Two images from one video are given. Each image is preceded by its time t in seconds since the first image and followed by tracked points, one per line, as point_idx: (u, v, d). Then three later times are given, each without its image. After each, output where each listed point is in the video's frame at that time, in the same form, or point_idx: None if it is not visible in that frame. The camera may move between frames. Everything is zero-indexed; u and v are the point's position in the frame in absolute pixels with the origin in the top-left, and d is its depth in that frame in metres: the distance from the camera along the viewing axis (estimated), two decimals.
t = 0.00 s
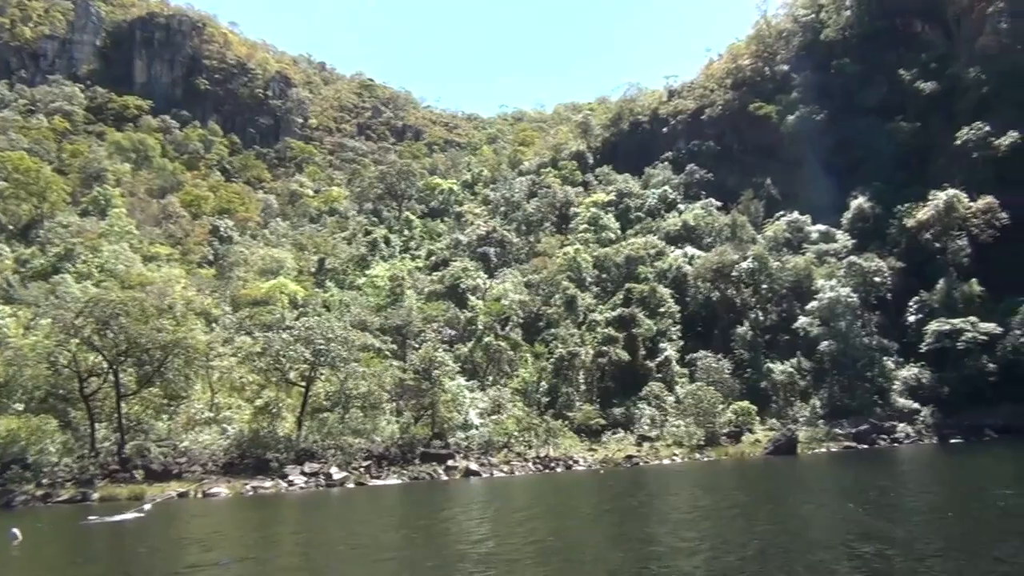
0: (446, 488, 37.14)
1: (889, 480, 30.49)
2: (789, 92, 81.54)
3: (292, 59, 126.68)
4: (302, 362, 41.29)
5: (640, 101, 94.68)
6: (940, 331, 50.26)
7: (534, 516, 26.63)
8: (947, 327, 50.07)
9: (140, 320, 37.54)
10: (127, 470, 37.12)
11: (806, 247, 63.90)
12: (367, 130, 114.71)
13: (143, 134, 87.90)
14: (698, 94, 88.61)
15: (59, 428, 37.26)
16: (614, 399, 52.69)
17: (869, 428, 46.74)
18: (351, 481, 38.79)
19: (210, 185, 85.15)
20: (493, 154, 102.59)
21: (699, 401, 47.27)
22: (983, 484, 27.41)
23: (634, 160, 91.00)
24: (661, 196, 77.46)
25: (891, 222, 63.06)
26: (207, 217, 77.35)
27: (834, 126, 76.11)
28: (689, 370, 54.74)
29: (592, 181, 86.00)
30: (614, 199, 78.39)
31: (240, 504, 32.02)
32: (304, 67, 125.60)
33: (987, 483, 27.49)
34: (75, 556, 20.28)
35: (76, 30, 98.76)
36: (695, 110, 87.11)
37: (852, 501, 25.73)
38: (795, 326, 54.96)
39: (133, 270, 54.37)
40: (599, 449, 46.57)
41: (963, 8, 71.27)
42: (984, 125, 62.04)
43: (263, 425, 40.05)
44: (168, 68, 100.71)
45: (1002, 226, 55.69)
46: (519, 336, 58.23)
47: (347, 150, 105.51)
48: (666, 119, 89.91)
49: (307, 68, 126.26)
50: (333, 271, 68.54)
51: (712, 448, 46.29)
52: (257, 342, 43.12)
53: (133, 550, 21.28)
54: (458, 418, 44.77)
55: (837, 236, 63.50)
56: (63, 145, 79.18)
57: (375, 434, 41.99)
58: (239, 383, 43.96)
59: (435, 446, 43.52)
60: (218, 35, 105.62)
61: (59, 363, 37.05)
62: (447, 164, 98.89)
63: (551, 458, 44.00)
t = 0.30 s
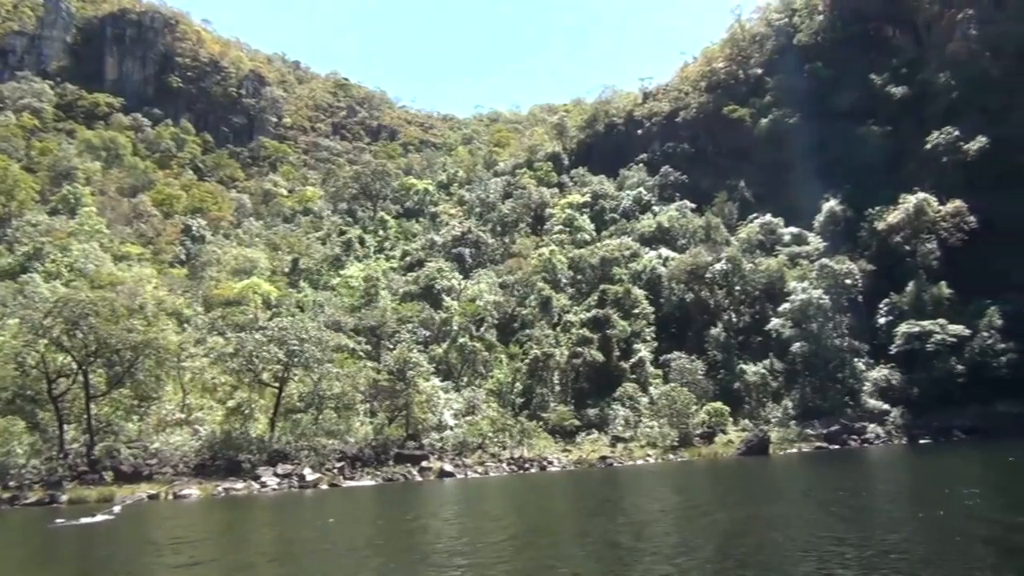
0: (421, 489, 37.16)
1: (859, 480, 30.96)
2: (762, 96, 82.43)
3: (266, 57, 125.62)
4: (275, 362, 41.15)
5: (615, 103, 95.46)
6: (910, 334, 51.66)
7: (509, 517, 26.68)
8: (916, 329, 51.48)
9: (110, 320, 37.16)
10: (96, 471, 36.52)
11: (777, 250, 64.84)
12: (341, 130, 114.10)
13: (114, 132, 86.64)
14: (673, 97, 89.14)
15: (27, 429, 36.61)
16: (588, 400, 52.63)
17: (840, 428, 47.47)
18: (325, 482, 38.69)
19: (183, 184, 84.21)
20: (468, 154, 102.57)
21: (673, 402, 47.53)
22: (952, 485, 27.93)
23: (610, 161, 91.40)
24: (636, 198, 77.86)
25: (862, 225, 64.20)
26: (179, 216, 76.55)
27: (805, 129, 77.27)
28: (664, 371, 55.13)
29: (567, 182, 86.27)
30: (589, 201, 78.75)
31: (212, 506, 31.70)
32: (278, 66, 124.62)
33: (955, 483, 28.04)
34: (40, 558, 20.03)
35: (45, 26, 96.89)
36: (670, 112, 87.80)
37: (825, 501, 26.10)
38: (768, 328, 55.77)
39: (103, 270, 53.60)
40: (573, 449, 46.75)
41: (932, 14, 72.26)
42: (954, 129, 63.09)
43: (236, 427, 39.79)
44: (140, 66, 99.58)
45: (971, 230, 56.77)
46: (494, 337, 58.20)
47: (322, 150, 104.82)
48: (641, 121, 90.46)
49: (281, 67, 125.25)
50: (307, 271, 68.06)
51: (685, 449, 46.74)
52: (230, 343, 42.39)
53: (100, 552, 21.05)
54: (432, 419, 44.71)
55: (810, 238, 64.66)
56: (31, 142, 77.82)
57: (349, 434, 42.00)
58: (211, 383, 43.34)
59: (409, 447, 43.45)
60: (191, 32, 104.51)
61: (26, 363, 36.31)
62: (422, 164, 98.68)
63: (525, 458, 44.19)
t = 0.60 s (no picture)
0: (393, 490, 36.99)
1: (830, 480, 31.39)
2: (735, 98, 83.06)
3: (239, 55, 124.36)
4: (247, 362, 40.71)
5: (590, 104, 95.90)
6: (880, 334, 52.28)
7: (482, 517, 26.79)
8: (886, 330, 52.15)
9: (78, 319, 36.64)
10: (63, 472, 35.82)
11: (750, 251, 65.45)
12: (315, 129, 113.31)
13: (83, 128, 85.28)
14: (648, 98, 89.71)
15: None
16: (561, 399, 52.82)
17: (810, 428, 48.09)
18: (296, 483, 38.52)
19: (153, 182, 83.18)
20: (443, 154, 102.39)
21: (645, 402, 47.96)
22: (922, 484, 28.31)
23: (584, 162, 91.61)
24: (610, 199, 78.32)
25: (832, 227, 64.94)
26: (149, 214, 75.73)
27: (777, 133, 78.27)
28: (636, 372, 55.42)
29: (542, 183, 86.49)
30: (563, 201, 78.98)
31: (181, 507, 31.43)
32: (251, 63, 123.46)
33: (925, 483, 28.44)
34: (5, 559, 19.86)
35: (13, 20, 95.56)
36: (644, 114, 88.34)
37: (794, 501, 26.44)
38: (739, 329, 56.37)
39: (71, 268, 52.76)
40: (546, 450, 46.84)
41: (903, 20, 72.82)
42: (923, 133, 64.30)
43: (206, 427, 39.58)
44: (110, 62, 98.08)
45: (939, 233, 58.42)
46: (468, 337, 58.21)
47: (295, 149, 104.02)
48: (615, 122, 90.90)
49: (254, 64, 124.07)
50: (279, 271, 67.54)
51: (657, 449, 47.08)
52: (200, 342, 42.25)
53: (67, 552, 20.90)
54: (405, 419, 44.55)
55: (781, 241, 65.77)
56: None
57: (321, 434, 42.01)
58: (181, 383, 43.04)
59: (381, 447, 43.26)
60: (163, 29, 103.28)
61: None
62: (396, 163, 98.34)
63: (498, 459, 44.19)
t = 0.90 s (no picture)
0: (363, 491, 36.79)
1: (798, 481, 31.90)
2: (708, 103, 83.85)
3: (211, 51, 123.05)
4: (216, 362, 40.47)
5: (564, 107, 96.34)
6: (847, 339, 52.98)
7: (455, 518, 26.90)
8: (854, 334, 52.81)
9: (43, 317, 36.11)
10: (26, 472, 35.27)
11: (721, 255, 66.11)
12: (288, 127, 112.43)
13: (51, 123, 83.80)
14: (621, 102, 90.35)
15: None
16: (533, 400, 52.99)
17: (779, 431, 48.67)
18: (265, 484, 38.27)
19: (122, 179, 82.09)
20: (417, 155, 102.21)
21: (616, 404, 48.14)
22: (889, 486, 28.85)
23: (558, 164, 91.85)
24: (583, 201, 78.74)
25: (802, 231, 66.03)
26: (118, 211, 74.68)
27: (750, 138, 79.05)
28: (608, 374, 55.62)
29: (515, 184, 86.61)
30: (537, 203, 79.24)
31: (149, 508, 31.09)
32: (223, 60, 122.18)
33: (891, 484, 29.01)
34: None
35: None
36: (617, 117, 88.85)
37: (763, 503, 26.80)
38: (710, 332, 56.99)
39: (37, 265, 51.84)
40: (517, 451, 46.94)
41: (873, 28, 75.05)
42: (891, 140, 65.54)
43: (174, 427, 39.16)
44: (79, 56, 96.40)
45: (906, 238, 59.19)
46: (440, 338, 58.23)
47: (267, 147, 103.13)
48: (589, 125, 91.36)
49: (226, 61, 122.82)
50: (250, 270, 66.96)
51: (628, 451, 47.38)
52: (168, 341, 41.86)
53: (34, 554, 20.68)
54: (376, 420, 44.46)
55: (752, 244, 66.33)
56: None
57: (292, 435, 41.51)
58: (149, 383, 42.80)
59: (352, 448, 43.09)
60: (133, 24, 101.97)
61: None
62: (369, 163, 98.02)
63: (469, 460, 44.23)
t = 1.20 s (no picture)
0: (330, 493, 36.57)
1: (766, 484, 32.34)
2: (680, 108, 84.61)
3: (181, 48, 121.55)
4: (184, 362, 40.14)
5: (536, 110, 96.65)
6: (814, 344, 53.32)
7: (424, 520, 26.95)
8: (821, 339, 53.15)
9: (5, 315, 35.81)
10: None
11: (692, 259, 66.62)
12: (259, 126, 111.36)
13: (16, 117, 82.18)
14: (593, 106, 90.88)
15: None
16: (503, 402, 53.11)
17: (746, 434, 49.32)
18: (232, 485, 38.18)
19: (88, 175, 80.73)
20: (389, 155, 101.88)
21: (586, 407, 48.48)
22: (854, 490, 29.22)
23: (530, 167, 92.10)
24: (555, 204, 79.03)
25: (771, 236, 66.68)
26: (84, 208, 73.45)
27: (721, 143, 79.84)
28: (578, 377, 55.48)
29: (487, 186, 86.70)
30: (509, 206, 79.44)
31: (112, 509, 30.72)
32: (193, 57, 120.76)
33: (858, 489, 29.29)
34: None
35: None
36: (590, 121, 89.31)
37: (731, 506, 26.93)
38: (680, 336, 57.29)
39: None
40: (487, 453, 46.99)
41: (842, 37, 76.52)
42: (859, 148, 67.21)
43: (139, 427, 38.51)
44: (46, 50, 94.73)
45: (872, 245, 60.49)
46: (411, 340, 58.17)
47: (238, 145, 102.14)
48: (562, 128, 91.73)
49: (197, 58, 121.36)
50: (219, 269, 66.25)
51: (597, 454, 47.62)
52: (135, 341, 41.47)
53: None
54: (345, 421, 44.08)
55: (721, 249, 67.01)
56: None
57: (259, 436, 41.16)
58: (114, 383, 42.02)
59: (320, 450, 42.91)
60: (102, 19, 100.53)
61: None
62: (341, 163, 97.54)
63: (438, 462, 44.18)
